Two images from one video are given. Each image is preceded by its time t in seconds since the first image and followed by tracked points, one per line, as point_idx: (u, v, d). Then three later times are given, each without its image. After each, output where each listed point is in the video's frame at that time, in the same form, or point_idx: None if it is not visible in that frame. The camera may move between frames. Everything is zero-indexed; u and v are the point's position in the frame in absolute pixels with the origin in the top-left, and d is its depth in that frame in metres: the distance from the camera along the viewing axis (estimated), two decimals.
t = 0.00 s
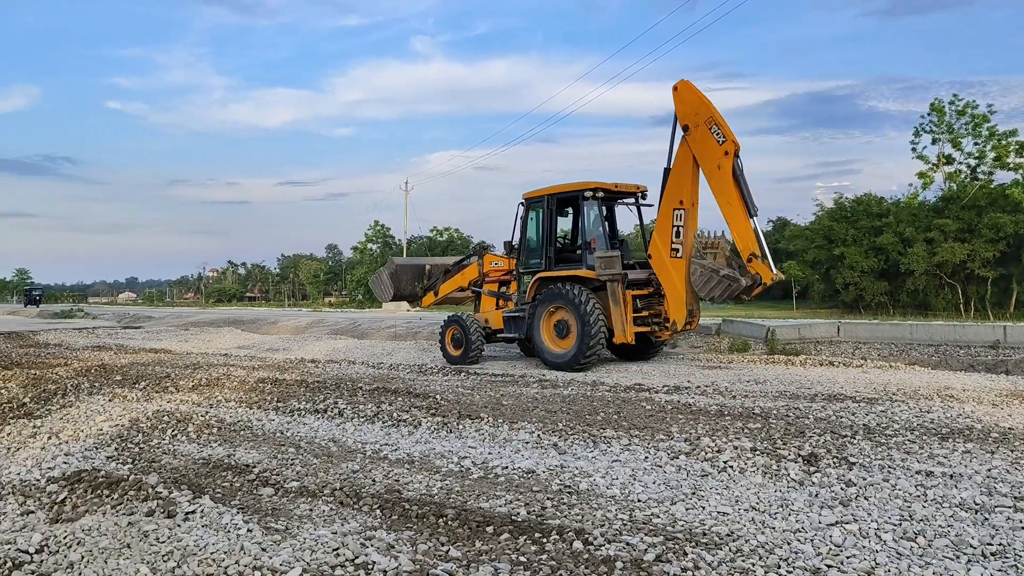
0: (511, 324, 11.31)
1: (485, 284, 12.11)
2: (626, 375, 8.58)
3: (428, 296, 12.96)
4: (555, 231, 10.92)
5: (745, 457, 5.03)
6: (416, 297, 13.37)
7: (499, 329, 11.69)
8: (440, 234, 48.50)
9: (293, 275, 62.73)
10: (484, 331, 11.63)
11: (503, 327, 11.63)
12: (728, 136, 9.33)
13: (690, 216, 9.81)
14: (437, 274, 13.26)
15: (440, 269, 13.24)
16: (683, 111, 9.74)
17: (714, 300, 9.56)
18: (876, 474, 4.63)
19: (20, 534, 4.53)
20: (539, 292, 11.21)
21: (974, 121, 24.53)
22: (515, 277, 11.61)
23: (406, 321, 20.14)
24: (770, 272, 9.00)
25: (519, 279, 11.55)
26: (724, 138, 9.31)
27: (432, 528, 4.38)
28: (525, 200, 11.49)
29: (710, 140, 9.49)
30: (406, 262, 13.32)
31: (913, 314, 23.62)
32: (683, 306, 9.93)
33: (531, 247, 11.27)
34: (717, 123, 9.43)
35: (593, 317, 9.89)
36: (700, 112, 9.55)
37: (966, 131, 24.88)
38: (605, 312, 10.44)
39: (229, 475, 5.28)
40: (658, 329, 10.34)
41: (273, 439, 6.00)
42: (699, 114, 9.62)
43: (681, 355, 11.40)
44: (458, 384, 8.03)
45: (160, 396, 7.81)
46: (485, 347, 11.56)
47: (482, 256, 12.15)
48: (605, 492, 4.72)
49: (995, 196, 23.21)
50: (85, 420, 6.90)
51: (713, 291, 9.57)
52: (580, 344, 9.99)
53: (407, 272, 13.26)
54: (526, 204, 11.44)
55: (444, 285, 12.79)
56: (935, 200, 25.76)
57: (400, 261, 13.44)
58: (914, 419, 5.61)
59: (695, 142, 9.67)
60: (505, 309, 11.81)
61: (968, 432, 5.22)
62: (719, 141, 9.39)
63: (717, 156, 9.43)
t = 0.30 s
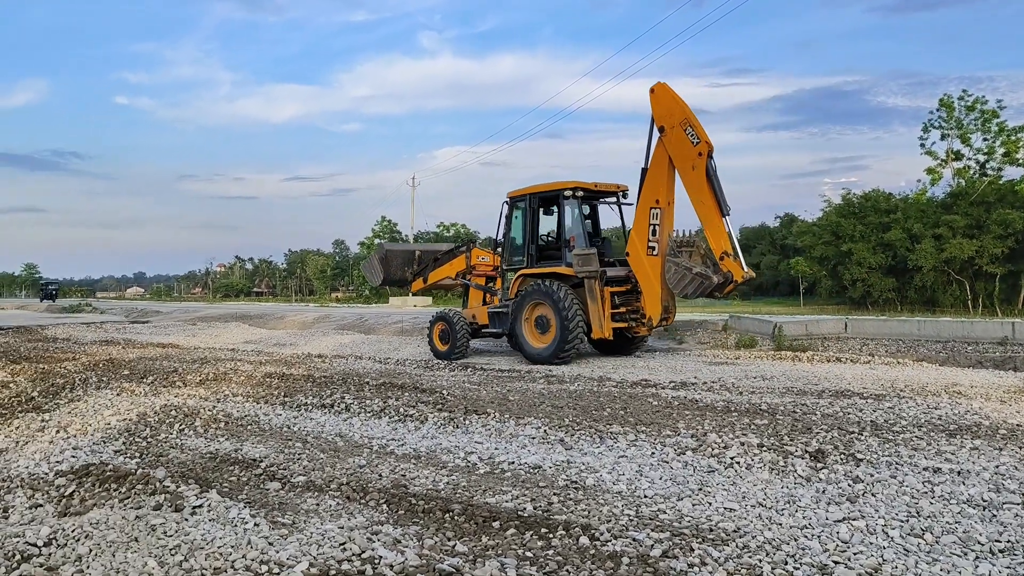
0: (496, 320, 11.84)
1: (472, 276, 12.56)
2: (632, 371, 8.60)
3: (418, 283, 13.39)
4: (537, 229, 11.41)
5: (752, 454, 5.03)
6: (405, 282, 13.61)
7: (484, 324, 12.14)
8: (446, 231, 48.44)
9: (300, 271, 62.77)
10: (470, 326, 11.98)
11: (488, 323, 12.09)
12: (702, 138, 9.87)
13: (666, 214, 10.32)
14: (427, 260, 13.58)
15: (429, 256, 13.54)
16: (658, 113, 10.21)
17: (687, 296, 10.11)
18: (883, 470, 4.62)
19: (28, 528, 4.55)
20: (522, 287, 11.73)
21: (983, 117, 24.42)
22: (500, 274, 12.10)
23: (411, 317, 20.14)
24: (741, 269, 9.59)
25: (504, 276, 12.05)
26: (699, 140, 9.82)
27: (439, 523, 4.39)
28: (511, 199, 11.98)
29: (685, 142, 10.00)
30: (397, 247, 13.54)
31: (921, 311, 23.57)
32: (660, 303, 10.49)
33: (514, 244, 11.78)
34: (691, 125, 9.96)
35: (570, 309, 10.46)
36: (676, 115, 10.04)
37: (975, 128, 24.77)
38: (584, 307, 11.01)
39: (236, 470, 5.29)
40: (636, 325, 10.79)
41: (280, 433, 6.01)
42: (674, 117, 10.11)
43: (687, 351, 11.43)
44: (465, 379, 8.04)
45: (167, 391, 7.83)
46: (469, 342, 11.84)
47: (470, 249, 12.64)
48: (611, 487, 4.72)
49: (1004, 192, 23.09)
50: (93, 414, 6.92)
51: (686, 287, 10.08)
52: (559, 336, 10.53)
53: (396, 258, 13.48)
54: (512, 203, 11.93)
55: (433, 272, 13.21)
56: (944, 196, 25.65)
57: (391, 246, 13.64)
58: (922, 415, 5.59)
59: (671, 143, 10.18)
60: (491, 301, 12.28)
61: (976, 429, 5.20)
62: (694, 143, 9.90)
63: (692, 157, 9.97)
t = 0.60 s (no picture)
0: (482, 314, 12.09)
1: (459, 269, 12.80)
2: (637, 366, 8.61)
3: (406, 267, 13.55)
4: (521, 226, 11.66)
5: (757, 449, 5.03)
6: (394, 265, 13.73)
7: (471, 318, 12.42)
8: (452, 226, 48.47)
9: (306, 266, 62.88)
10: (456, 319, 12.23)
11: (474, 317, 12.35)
12: (679, 140, 10.06)
13: (644, 214, 10.50)
14: (417, 244, 13.69)
15: (419, 239, 13.59)
16: (636, 114, 10.36)
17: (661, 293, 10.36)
18: (890, 466, 4.61)
19: (36, 520, 4.58)
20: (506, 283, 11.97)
21: (992, 112, 24.30)
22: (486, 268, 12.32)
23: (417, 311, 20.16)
24: (716, 268, 9.91)
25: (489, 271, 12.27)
26: (677, 142, 10.02)
27: (445, 517, 4.40)
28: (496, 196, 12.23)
29: (662, 143, 10.19)
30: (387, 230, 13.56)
31: (928, 307, 23.57)
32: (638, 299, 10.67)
33: (499, 239, 12.03)
34: (669, 127, 10.14)
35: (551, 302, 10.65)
36: (654, 116, 10.20)
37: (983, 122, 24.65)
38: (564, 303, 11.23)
39: (242, 463, 5.31)
40: (615, 320, 10.98)
41: (287, 427, 6.03)
42: (653, 118, 10.27)
43: (693, 346, 11.40)
44: (471, 374, 8.05)
45: (174, 384, 7.87)
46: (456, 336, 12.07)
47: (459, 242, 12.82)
48: (617, 482, 4.72)
49: (1012, 187, 22.98)
50: (100, 407, 6.96)
51: (662, 284, 10.28)
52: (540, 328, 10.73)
53: (386, 240, 13.53)
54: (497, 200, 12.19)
55: (422, 258, 13.36)
56: (953, 191, 25.54)
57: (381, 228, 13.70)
58: (928, 411, 5.58)
59: (649, 144, 10.35)
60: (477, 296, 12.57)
61: (983, 425, 5.19)
62: (672, 144, 10.09)
63: (669, 158, 10.16)
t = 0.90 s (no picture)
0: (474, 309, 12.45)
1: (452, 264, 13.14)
2: (646, 362, 8.61)
3: (400, 255, 13.88)
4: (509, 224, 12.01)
5: (769, 446, 5.02)
6: (389, 252, 14.07)
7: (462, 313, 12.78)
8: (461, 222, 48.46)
9: (315, 262, 62.99)
10: (448, 314, 12.58)
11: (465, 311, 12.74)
12: (660, 140, 10.20)
13: (627, 211, 10.70)
14: (412, 232, 13.98)
15: (414, 227, 13.89)
16: (620, 115, 10.56)
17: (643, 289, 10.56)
18: (903, 464, 4.60)
19: (52, 514, 4.62)
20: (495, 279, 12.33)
21: (1006, 107, 24.10)
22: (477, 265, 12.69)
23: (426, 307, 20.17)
24: (693, 264, 9.98)
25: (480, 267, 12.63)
26: (656, 141, 10.15)
27: (456, 513, 4.41)
28: (487, 195, 12.58)
29: (644, 143, 10.35)
30: (382, 217, 13.86)
31: (941, 303, 23.52)
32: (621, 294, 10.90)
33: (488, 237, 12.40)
34: (650, 127, 10.31)
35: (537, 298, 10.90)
36: (636, 116, 10.37)
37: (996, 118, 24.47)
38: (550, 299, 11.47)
39: (254, 459, 5.34)
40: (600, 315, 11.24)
41: (298, 423, 6.05)
42: (635, 118, 10.45)
43: (704, 343, 11.39)
44: (481, 370, 8.07)
45: (186, 380, 7.91)
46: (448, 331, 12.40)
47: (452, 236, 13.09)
48: (628, 479, 4.72)
49: None
50: (114, 403, 7.01)
51: (642, 280, 10.51)
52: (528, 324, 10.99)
53: (380, 228, 13.87)
54: (487, 199, 12.54)
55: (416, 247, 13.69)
56: (966, 187, 25.38)
57: (377, 215, 13.99)
58: (942, 409, 5.55)
59: (632, 144, 10.53)
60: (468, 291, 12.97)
61: (997, 423, 5.16)
62: (652, 143, 10.23)
63: (650, 158, 10.32)
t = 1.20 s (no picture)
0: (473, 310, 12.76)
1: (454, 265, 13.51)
2: (663, 364, 8.59)
3: (405, 250, 14.35)
4: (508, 228, 12.25)
5: (789, 448, 5.00)
6: (393, 246, 14.38)
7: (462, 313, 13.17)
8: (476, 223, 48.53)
9: (331, 263, 63.32)
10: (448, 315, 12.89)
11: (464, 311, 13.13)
12: (654, 146, 10.29)
13: (621, 216, 10.81)
14: (416, 228, 14.31)
15: (419, 222, 14.21)
16: (616, 122, 10.65)
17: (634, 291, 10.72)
18: (925, 467, 4.57)
19: (75, 515, 4.67)
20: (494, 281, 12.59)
21: None
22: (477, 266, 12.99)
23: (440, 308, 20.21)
24: (683, 268, 10.09)
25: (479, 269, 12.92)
26: (650, 147, 10.25)
27: (474, 514, 4.43)
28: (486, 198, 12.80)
29: (638, 149, 10.46)
30: (387, 213, 14.04)
31: (962, 304, 23.43)
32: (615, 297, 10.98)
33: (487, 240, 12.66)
34: (645, 134, 10.38)
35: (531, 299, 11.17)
36: (631, 123, 10.47)
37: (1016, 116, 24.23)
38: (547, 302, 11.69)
39: (274, 460, 5.37)
40: (594, 317, 11.28)
41: (316, 425, 6.09)
42: (631, 125, 10.55)
43: (722, 344, 11.35)
44: (498, 372, 8.09)
45: (205, 382, 7.98)
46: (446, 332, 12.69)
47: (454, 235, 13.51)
48: (647, 481, 4.72)
49: None
50: (134, 404, 7.09)
51: (635, 282, 10.66)
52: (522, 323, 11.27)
53: (387, 224, 14.08)
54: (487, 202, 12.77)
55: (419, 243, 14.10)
56: (987, 187, 25.17)
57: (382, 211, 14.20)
58: (965, 411, 5.50)
59: (627, 150, 10.64)
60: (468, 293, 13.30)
61: (1022, 426, 5.10)
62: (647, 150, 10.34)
63: (644, 164, 10.42)
